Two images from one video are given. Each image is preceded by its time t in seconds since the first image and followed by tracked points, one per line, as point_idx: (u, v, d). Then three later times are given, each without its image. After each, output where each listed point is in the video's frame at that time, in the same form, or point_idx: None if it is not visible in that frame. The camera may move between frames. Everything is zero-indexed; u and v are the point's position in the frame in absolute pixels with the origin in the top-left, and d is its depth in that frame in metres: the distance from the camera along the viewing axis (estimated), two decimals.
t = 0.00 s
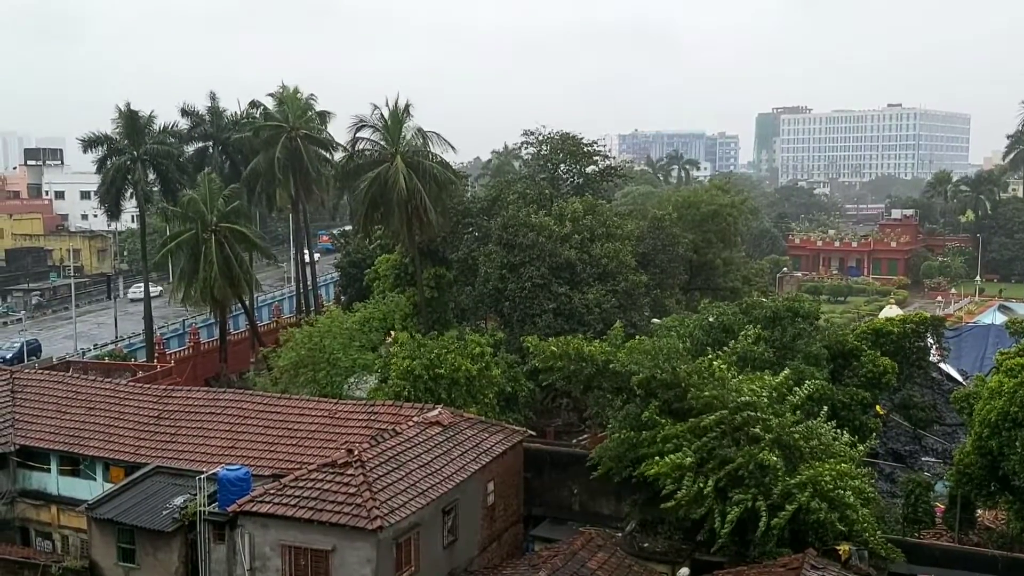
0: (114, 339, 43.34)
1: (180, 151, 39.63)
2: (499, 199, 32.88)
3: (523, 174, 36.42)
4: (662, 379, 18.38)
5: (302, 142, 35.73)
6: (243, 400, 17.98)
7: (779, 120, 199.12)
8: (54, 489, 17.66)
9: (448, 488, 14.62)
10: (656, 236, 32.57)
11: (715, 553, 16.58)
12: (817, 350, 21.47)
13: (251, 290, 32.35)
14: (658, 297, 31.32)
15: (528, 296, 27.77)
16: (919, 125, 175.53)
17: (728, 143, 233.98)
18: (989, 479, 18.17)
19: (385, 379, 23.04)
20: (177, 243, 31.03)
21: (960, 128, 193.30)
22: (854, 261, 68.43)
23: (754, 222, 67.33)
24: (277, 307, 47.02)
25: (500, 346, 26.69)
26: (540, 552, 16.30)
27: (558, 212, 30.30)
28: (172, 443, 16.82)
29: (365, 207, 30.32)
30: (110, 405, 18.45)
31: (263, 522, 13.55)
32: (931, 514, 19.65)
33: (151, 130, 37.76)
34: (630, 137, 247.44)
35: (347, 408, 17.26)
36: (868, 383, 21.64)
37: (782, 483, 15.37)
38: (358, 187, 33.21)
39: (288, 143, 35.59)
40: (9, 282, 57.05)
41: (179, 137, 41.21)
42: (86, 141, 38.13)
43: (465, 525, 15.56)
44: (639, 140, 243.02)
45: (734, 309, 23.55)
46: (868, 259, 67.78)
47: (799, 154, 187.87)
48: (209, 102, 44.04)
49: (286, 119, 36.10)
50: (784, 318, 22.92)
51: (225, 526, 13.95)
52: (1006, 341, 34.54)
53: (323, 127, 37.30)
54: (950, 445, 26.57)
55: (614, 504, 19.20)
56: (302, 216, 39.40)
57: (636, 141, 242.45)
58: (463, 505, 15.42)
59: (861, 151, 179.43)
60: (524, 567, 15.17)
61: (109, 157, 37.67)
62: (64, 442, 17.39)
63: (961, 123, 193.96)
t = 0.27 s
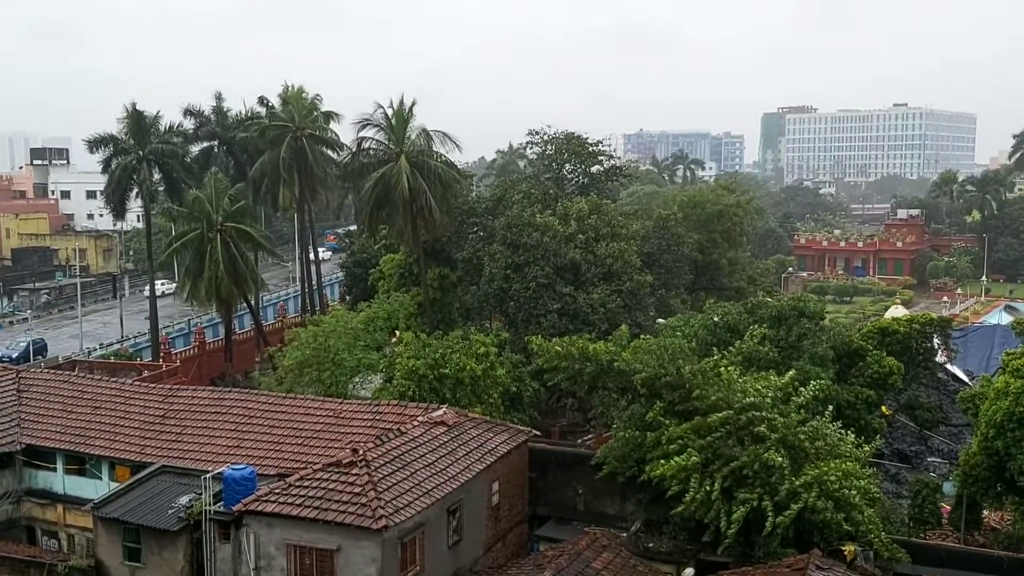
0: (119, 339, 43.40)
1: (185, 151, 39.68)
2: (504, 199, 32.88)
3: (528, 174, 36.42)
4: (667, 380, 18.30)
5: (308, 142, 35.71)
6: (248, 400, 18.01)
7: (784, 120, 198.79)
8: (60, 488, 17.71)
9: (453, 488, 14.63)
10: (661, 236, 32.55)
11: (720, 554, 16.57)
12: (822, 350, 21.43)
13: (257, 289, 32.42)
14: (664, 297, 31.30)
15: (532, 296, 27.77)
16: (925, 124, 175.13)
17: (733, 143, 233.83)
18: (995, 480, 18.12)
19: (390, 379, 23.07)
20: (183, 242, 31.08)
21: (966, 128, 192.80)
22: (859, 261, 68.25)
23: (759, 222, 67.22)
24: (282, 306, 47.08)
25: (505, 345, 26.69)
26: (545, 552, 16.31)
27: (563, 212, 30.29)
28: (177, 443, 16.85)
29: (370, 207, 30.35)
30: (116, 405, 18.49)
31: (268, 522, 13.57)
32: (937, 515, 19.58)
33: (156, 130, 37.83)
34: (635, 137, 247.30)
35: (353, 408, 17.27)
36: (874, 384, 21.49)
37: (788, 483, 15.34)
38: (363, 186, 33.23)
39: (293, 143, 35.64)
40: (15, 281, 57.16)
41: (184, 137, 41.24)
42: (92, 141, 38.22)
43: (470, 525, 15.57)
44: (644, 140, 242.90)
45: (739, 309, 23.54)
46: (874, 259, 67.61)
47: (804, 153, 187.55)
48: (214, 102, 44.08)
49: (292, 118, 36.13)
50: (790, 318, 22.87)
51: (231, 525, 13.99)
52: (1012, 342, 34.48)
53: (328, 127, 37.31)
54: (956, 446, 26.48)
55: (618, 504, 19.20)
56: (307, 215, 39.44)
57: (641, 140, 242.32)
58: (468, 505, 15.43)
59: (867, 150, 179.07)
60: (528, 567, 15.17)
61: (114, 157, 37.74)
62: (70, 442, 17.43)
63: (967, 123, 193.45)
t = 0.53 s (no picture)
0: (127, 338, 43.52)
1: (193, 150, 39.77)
2: (510, 198, 32.89)
3: (535, 173, 36.42)
4: (673, 379, 18.32)
5: (314, 141, 35.74)
6: (255, 398, 18.06)
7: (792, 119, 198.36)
8: (68, 487, 17.79)
9: (460, 487, 14.64)
10: (668, 235, 32.51)
11: (726, 553, 16.55)
12: (829, 350, 21.34)
13: (264, 288, 32.49)
14: (671, 296, 31.26)
15: (538, 295, 27.75)
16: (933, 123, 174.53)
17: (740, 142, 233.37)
18: (1003, 480, 18.04)
19: (397, 378, 23.10)
20: (191, 241, 31.17)
21: (975, 127, 192.11)
22: (867, 260, 68.03)
23: (766, 221, 67.09)
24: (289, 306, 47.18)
25: (511, 345, 26.69)
26: (551, 551, 16.31)
27: (570, 211, 30.28)
28: (185, 441, 16.89)
29: (377, 206, 30.39)
30: (124, 403, 18.56)
31: (275, 520, 13.59)
32: (945, 515, 19.49)
33: (164, 129, 37.92)
34: (642, 136, 247.12)
35: (359, 407, 17.30)
36: (882, 382, 21.47)
37: (795, 483, 15.31)
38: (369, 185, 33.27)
39: (300, 143, 35.68)
40: (24, 281, 57.35)
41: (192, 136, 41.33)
42: (100, 141, 38.37)
43: (476, 523, 15.58)
44: (651, 139, 242.70)
45: (746, 308, 23.52)
46: (882, 258, 67.38)
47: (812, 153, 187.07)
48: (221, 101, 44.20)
49: (299, 118, 36.18)
50: (797, 317, 22.83)
51: (238, 523, 14.02)
52: (1020, 342, 34.31)
53: (335, 127, 37.36)
54: (963, 446, 26.34)
55: (625, 503, 19.19)
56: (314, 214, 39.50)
57: (648, 139, 242.13)
58: (475, 504, 15.44)
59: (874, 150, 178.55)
60: (535, 566, 15.18)
61: (122, 157, 37.87)
62: (78, 440, 17.50)
63: (976, 122, 192.75)
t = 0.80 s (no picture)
0: (145, 335, 43.81)
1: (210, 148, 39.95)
2: (525, 195, 32.89)
3: (550, 171, 36.42)
4: (688, 377, 18.31)
5: (330, 139, 35.83)
6: (271, 395, 18.16)
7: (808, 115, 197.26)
8: (86, 482, 17.94)
9: (474, 484, 14.67)
10: (684, 232, 32.42)
11: (742, 552, 16.51)
12: (844, 347, 21.18)
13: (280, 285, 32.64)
14: (686, 294, 31.20)
15: (553, 292, 27.73)
16: (952, 119, 173.11)
17: (756, 139, 232.58)
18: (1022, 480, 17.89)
19: (412, 375, 23.18)
20: (208, 238, 31.32)
21: (994, 123, 190.51)
22: (885, 257, 67.60)
23: (782, 218, 66.80)
24: (305, 303, 47.38)
25: (526, 342, 26.71)
26: (566, 548, 16.33)
27: (585, 208, 30.25)
28: (201, 437, 17.01)
29: (391, 203, 30.46)
30: (141, 399, 18.70)
31: (290, 516, 13.67)
32: (963, 514, 19.33)
33: (182, 127, 38.14)
34: (658, 132, 246.38)
35: (374, 403, 17.35)
36: (898, 379, 21.27)
37: (810, 481, 15.24)
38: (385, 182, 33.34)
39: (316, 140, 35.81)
40: (42, 278, 57.81)
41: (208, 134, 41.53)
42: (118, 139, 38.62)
43: (491, 520, 15.62)
44: (667, 136, 242.03)
45: (761, 305, 23.45)
46: (899, 255, 66.93)
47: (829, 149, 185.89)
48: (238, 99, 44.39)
49: (314, 115, 36.31)
50: (813, 315, 22.72)
51: (254, 519, 14.10)
52: None
53: (350, 124, 37.45)
54: (981, 444, 26.08)
55: (639, 501, 19.17)
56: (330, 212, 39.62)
57: (664, 136, 241.39)
58: (489, 501, 15.47)
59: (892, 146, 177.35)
60: (549, 563, 15.20)
61: (140, 154, 38.12)
62: (96, 436, 17.65)
63: (995, 118, 191.12)
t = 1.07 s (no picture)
0: (157, 328, 44.01)
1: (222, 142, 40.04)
2: (536, 190, 32.86)
3: (561, 165, 36.37)
4: (700, 372, 18.27)
5: (340, 133, 35.89)
6: (283, 389, 18.22)
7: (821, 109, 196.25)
8: (99, 475, 18.06)
9: (485, 479, 14.69)
10: (695, 227, 32.33)
11: (753, 547, 16.49)
12: (856, 343, 20.99)
13: (292, 279, 32.73)
14: (697, 289, 31.13)
15: (563, 287, 27.70)
16: (966, 114, 171.93)
17: (768, 133, 231.66)
18: None
19: (423, 369, 23.24)
20: (220, 232, 31.41)
21: (1008, 118, 189.17)
22: (897, 253, 67.25)
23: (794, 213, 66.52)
24: (316, 296, 47.50)
25: (536, 337, 26.72)
26: (577, 543, 16.34)
27: (596, 202, 30.21)
28: (213, 431, 17.10)
29: (402, 198, 30.50)
30: (154, 392, 18.80)
31: (302, 509, 13.72)
32: (975, 511, 19.22)
33: (194, 121, 38.24)
34: (670, 127, 245.62)
35: (385, 397, 17.39)
36: (911, 375, 21.00)
37: (822, 477, 15.19)
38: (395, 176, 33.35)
39: (326, 135, 35.92)
40: (55, 271, 58.10)
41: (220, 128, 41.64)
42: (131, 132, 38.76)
43: (502, 514, 15.65)
44: (679, 130, 241.34)
45: (772, 300, 23.39)
46: (912, 251, 66.57)
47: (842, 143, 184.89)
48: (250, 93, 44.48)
49: (325, 110, 36.44)
50: (825, 310, 22.64)
51: (266, 512, 14.16)
52: None
53: (361, 119, 37.47)
54: (994, 441, 25.83)
55: (650, 496, 19.16)
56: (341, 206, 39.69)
57: (676, 130, 240.66)
58: (500, 495, 15.50)
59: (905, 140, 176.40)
60: (560, 558, 15.22)
61: (152, 148, 38.25)
62: (109, 428, 17.76)
63: (1009, 113, 189.74)
